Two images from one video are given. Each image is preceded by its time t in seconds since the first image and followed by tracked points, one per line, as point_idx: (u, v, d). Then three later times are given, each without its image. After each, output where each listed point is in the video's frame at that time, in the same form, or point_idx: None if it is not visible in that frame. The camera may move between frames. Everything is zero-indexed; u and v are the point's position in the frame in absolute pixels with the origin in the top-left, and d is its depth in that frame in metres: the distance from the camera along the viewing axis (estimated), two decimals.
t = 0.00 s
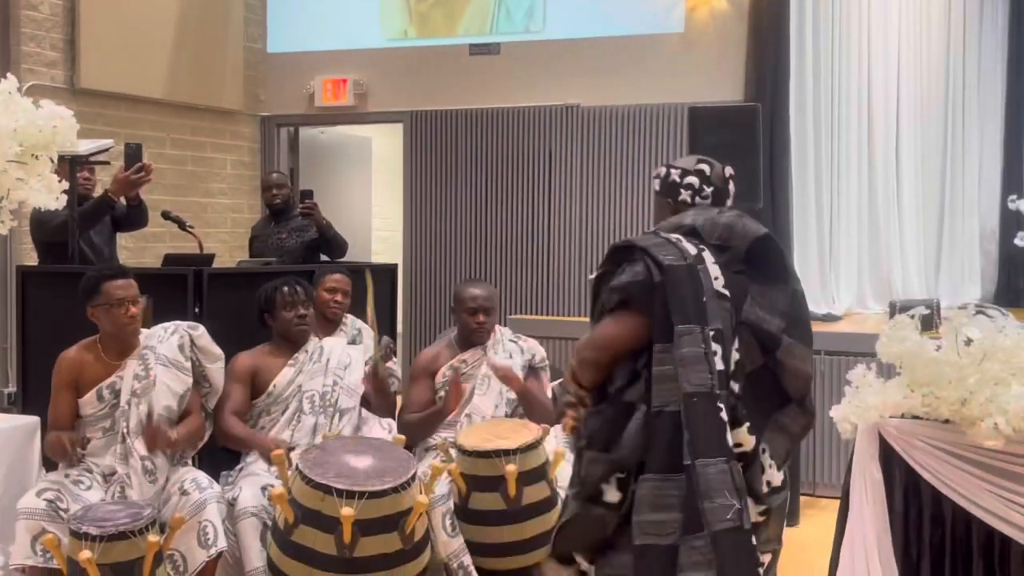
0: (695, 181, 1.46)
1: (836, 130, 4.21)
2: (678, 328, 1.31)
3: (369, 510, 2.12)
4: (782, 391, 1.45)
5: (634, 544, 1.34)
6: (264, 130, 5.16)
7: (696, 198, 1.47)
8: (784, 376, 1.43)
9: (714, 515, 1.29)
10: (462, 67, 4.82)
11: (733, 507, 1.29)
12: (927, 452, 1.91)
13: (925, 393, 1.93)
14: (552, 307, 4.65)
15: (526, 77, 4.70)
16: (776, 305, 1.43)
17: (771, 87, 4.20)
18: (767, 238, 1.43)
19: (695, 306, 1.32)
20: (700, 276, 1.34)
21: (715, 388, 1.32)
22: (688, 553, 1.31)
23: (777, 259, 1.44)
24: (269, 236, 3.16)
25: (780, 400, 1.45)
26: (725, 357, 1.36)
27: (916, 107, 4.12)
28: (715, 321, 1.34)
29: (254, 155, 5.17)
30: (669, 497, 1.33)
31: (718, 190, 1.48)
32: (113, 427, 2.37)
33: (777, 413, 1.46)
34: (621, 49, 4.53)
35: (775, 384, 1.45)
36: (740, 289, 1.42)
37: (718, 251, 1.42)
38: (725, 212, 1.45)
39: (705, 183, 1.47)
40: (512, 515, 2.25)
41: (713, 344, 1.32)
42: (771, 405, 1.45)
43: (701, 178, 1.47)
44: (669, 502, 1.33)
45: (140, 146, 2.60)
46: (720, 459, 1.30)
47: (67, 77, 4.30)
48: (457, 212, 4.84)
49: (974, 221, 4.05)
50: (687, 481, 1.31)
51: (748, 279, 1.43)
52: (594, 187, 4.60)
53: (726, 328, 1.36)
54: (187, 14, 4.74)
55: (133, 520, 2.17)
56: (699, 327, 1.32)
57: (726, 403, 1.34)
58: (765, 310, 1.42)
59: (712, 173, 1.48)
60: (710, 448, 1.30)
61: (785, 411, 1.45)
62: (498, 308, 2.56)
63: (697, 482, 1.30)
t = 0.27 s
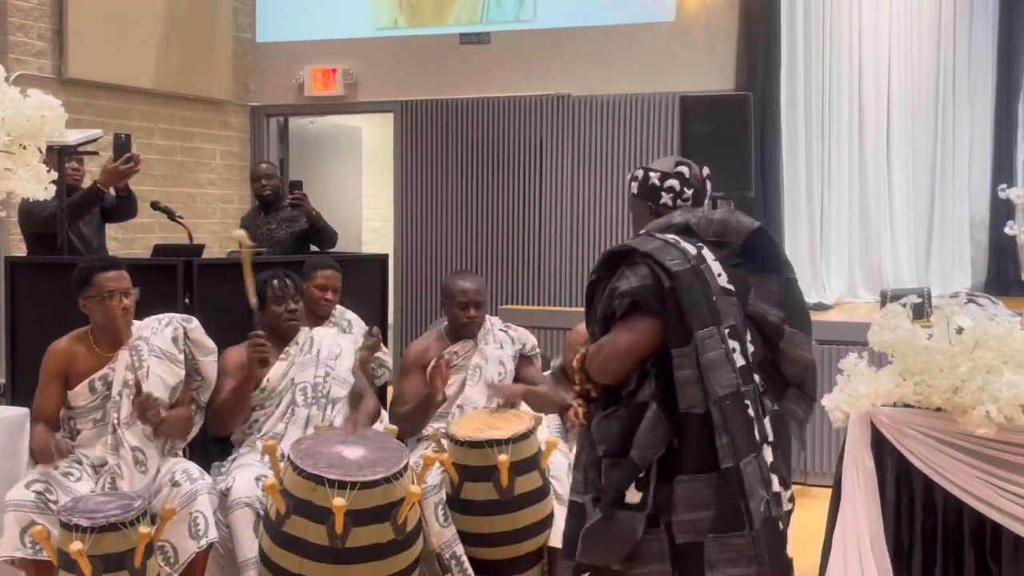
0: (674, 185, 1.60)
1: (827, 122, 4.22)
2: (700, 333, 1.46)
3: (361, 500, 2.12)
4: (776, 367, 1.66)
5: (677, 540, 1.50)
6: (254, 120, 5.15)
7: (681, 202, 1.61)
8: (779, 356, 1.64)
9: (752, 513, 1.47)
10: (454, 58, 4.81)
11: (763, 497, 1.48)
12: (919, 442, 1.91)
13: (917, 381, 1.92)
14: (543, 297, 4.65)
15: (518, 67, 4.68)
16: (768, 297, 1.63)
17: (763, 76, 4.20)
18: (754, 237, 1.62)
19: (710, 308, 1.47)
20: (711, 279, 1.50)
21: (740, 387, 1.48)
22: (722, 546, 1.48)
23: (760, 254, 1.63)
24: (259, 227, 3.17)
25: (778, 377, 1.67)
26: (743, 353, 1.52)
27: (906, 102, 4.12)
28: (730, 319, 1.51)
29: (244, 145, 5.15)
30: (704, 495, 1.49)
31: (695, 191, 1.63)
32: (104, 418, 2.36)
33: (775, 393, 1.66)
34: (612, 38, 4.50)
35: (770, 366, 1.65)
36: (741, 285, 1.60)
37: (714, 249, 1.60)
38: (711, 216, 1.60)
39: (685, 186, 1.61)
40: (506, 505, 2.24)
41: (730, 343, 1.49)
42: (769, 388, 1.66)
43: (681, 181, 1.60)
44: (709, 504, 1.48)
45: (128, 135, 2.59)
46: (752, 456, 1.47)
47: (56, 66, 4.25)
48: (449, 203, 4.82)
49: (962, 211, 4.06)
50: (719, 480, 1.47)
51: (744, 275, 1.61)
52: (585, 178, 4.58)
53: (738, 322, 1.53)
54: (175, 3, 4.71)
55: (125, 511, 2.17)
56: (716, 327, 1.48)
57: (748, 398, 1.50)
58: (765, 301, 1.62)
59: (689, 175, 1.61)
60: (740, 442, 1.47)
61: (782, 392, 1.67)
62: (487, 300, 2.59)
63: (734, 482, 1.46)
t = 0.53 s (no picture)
0: (677, 163, 1.56)
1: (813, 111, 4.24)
2: (725, 299, 1.38)
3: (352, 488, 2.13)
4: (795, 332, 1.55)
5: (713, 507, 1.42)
6: (241, 109, 5.12)
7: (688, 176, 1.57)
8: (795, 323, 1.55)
9: (777, 482, 1.38)
10: (444, 47, 4.78)
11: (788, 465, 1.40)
12: (913, 429, 1.95)
13: (907, 366, 1.94)
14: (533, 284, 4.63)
15: (506, 57, 4.68)
16: (784, 263, 1.55)
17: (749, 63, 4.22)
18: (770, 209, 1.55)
19: (734, 274, 1.40)
20: (731, 244, 1.42)
21: (762, 352, 1.41)
22: (756, 511, 1.40)
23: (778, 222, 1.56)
24: (246, 215, 3.17)
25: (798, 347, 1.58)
26: (767, 320, 1.44)
27: (894, 94, 4.13)
28: (753, 286, 1.43)
29: (230, 134, 5.12)
30: (736, 463, 1.42)
31: (699, 170, 1.58)
32: (94, 406, 2.35)
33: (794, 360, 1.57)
34: (598, 27, 4.51)
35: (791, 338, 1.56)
36: (761, 251, 1.52)
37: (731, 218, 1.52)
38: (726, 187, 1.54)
39: (689, 164, 1.57)
40: (497, 491, 2.25)
41: (752, 309, 1.41)
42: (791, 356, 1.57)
43: (683, 159, 1.56)
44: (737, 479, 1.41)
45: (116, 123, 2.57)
46: (775, 421, 1.39)
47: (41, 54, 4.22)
48: (438, 191, 4.80)
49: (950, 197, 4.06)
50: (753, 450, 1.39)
51: (762, 242, 1.54)
52: (575, 165, 4.57)
53: (761, 288, 1.45)
54: None
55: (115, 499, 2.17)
56: (740, 294, 1.39)
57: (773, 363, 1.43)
58: (782, 267, 1.54)
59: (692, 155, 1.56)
60: (767, 409, 1.39)
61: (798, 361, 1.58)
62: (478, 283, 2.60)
63: (756, 448, 1.39)
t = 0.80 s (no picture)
0: (685, 149, 1.54)
1: (775, 103, 4.55)
2: (697, 299, 1.40)
3: (352, 454, 2.30)
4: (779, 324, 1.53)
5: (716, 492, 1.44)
6: (243, 104, 5.34)
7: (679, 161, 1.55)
8: (781, 308, 1.52)
9: (771, 466, 1.41)
10: (433, 44, 5.00)
11: (772, 449, 1.41)
12: (867, 395, 2.42)
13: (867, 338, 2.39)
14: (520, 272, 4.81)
15: (491, 55, 4.90)
16: (769, 252, 1.52)
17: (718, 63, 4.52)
18: (758, 199, 1.51)
19: (708, 272, 1.41)
20: (707, 242, 1.43)
21: (741, 348, 1.42)
22: (760, 491, 1.42)
23: (766, 212, 1.52)
24: (249, 202, 3.34)
25: (785, 334, 1.54)
26: (747, 315, 1.44)
27: (852, 90, 4.46)
28: (728, 280, 1.43)
29: (233, 126, 5.35)
30: (734, 445, 1.43)
31: (706, 156, 1.57)
32: (106, 380, 2.47)
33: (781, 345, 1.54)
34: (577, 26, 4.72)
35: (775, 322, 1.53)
36: (740, 245, 1.50)
37: (712, 212, 1.50)
38: (712, 179, 1.51)
39: (696, 150, 1.55)
40: (486, 456, 2.41)
41: (729, 303, 1.42)
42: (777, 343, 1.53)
43: (691, 145, 1.55)
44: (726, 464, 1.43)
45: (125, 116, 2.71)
46: (763, 407, 1.41)
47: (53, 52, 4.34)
48: (428, 182, 4.97)
49: (903, 186, 4.43)
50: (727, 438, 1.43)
51: (746, 231, 1.51)
52: (559, 157, 4.73)
53: (738, 282, 1.45)
54: None
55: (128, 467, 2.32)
56: (714, 291, 1.41)
57: (752, 357, 1.43)
58: (758, 258, 1.51)
59: (699, 141, 1.55)
60: (745, 401, 1.41)
61: (785, 343, 1.54)
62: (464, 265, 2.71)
63: (748, 434, 1.41)
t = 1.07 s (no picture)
0: (629, 160, 1.79)
1: (714, 118, 5.26)
2: (611, 307, 1.70)
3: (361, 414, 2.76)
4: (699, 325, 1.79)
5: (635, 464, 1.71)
6: (268, 123, 5.81)
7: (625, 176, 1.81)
8: (698, 311, 1.78)
9: (664, 451, 1.67)
10: (427, 69, 5.48)
11: (673, 440, 1.67)
12: (791, 363, 2.94)
13: (790, 314, 2.95)
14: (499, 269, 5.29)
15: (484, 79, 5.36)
16: (689, 266, 1.77)
17: (667, 86, 5.13)
18: (683, 219, 1.78)
19: (622, 283, 1.70)
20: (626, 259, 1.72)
21: (644, 349, 1.69)
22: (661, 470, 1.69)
23: (689, 230, 1.78)
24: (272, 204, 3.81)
25: (704, 334, 1.79)
26: (655, 323, 1.73)
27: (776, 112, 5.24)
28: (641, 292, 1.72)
29: (258, 142, 5.80)
30: (638, 429, 1.70)
31: (647, 168, 1.82)
32: (154, 354, 2.90)
33: (699, 343, 1.79)
34: (548, 57, 5.22)
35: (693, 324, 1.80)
36: (662, 256, 1.77)
37: (642, 228, 1.78)
38: (635, 196, 1.80)
39: (638, 161, 1.81)
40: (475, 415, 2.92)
41: (638, 313, 1.69)
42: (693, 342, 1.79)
43: (634, 158, 1.80)
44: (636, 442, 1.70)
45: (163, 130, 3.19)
46: (659, 402, 1.67)
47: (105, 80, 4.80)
48: (422, 193, 5.48)
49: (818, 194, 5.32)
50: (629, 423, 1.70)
51: (668, 245, 1.78)
52: (539, 172, 5.23)
53: (653, 294, 1.75)
54: (201, 23, 5.35)
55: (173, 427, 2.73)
56: (627, 301, 1.69)
57: (655, 357, 1.70)
58: (679, 270, 1.77)
59: (640, 154, 1.80)
60: (644, 395, 1.68)
61: (708, 339, 1.79)
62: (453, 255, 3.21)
63: (644, 421, 1.68)
